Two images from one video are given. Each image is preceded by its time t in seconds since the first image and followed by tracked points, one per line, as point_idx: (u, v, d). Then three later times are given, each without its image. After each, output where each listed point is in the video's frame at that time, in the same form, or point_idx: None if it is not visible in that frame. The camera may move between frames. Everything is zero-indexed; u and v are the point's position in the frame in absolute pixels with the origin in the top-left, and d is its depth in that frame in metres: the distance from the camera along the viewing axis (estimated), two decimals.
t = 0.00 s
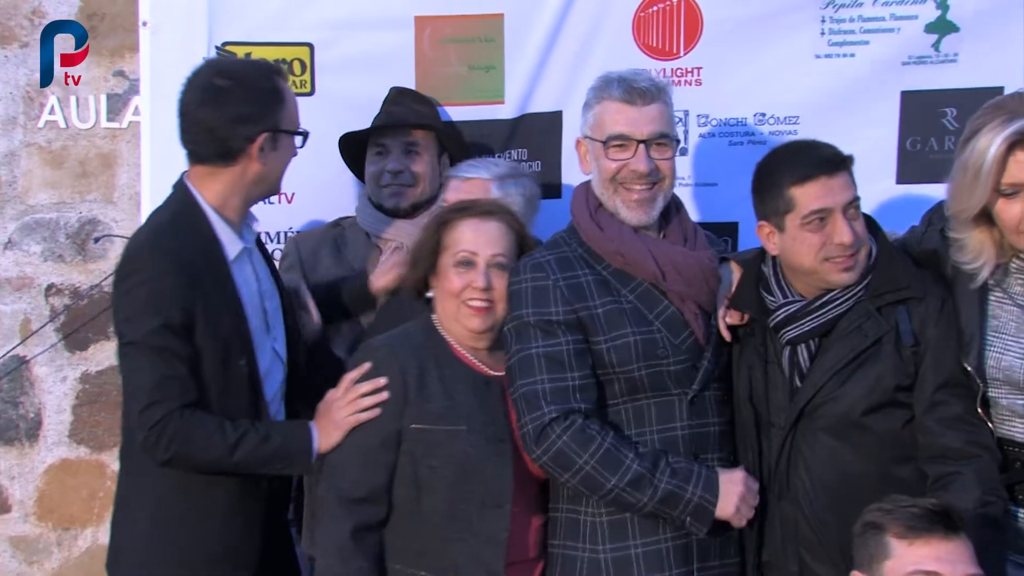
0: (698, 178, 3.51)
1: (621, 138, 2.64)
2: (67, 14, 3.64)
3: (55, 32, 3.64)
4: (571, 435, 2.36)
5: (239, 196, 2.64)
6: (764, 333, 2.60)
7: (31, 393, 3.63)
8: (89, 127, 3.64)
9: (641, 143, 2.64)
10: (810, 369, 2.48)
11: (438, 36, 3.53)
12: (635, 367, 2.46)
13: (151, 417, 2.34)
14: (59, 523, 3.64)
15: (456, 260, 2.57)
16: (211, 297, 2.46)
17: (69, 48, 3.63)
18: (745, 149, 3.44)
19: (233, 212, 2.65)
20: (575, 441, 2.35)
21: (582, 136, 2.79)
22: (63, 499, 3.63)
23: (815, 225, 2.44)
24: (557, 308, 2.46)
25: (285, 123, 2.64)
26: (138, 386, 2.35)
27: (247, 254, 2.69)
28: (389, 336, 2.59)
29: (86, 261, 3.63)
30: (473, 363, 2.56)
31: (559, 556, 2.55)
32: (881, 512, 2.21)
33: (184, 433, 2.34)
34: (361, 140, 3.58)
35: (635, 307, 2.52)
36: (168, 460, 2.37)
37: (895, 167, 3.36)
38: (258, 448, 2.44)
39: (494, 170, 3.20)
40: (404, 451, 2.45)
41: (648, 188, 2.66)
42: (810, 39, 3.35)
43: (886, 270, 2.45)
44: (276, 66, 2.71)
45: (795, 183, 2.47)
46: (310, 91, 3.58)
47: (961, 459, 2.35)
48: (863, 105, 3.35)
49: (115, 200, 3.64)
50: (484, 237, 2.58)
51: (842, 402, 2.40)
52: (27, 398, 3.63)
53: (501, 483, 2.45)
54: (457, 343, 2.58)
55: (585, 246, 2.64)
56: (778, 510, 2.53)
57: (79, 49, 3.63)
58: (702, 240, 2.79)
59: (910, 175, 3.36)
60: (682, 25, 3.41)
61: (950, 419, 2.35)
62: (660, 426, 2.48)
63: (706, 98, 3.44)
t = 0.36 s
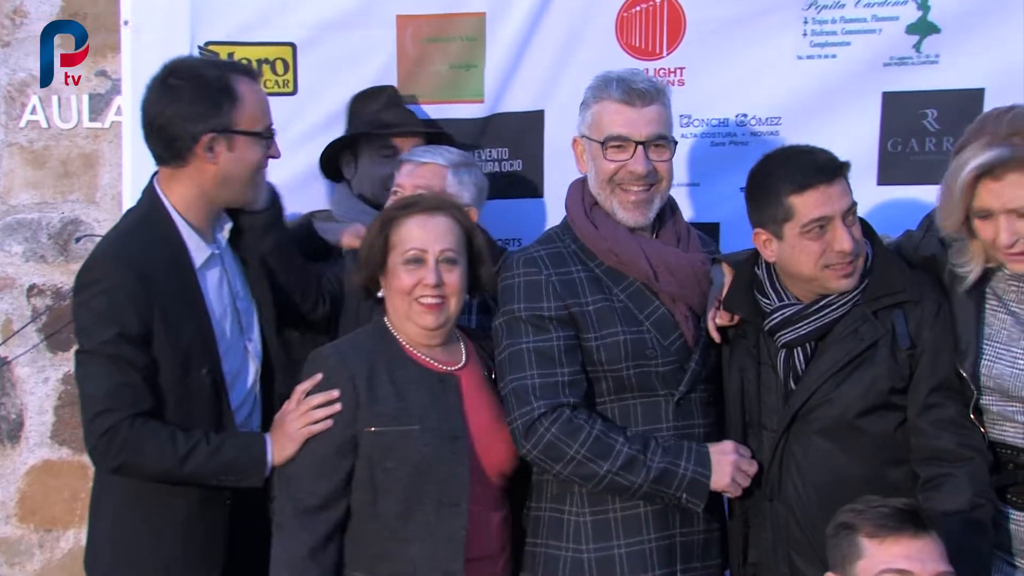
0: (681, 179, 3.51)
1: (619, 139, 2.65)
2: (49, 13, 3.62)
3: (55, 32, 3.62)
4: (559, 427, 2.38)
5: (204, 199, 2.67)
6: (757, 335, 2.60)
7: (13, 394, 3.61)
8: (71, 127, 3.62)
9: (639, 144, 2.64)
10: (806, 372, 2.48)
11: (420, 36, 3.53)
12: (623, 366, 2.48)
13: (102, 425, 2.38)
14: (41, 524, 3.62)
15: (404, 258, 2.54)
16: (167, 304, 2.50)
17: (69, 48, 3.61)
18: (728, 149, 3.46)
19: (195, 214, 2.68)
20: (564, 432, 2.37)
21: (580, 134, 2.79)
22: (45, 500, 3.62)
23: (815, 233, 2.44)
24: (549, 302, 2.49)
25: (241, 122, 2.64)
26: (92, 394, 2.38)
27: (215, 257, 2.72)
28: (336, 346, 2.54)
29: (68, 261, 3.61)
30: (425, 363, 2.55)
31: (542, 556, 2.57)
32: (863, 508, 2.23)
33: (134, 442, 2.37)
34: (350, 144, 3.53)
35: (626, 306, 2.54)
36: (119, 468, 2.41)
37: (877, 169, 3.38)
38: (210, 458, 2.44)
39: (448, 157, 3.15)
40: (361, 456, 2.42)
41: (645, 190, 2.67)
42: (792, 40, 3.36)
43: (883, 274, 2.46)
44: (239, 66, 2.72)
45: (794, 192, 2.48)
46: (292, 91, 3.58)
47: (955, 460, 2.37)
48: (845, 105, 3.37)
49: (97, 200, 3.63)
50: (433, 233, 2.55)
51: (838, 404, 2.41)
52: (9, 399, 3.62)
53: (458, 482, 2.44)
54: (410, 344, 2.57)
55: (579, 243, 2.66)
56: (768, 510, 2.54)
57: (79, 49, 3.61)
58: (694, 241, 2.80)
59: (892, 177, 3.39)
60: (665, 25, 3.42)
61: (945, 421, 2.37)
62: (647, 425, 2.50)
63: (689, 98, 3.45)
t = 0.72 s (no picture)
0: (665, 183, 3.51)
1: (600, 140, 2.65)
2: (28, 14, 3.58)
3: (55, 32, 3.58)
4: (542, 429, 2.38)
5: (182, 193, 2.68)
6: (743, 335, 2.61)
7: None
8: (52, 128, 3.60)
9: (619, 145, 2.65)
10: (791, 370, 2.49)
11: (403, 37, 3.52)
12: (606, 368, 2.48)
13: (89, 410, 2.40)
14: (21, 528, 3.60)
15: (400, 259, 2.53)
16: (158, 293, 2.54)
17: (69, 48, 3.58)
18: (711, 152, 3.46)
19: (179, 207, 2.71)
20: (547, 434, 2.37)
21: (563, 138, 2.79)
22: (26, 503, 3.59)
23: (777, 220, 2.48)
24: (530, 308, 2.50)
25: (234, 135, 2.68)
26: (80, 376, 2.41)
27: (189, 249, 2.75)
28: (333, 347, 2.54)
29: (49, 263, 3.59)
30: (420, 365, 2.55)
31: (529, 557, 2.56)
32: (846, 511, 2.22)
33: (122, 428, 2.40)
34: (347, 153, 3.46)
35: (607, 310, 2.54)
36: (105, 453, 2.43)
37: (860, 172, 3.40)
38: (196, 446, 2.48)
39: (392, 170, 3.05)
40: (349, 459, 2.43)
41: (626, 191, 2.66)
42: (774, 43, 3.37)
43: (866, 272, 2.49)
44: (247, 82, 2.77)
45: (766, 178, 2.50)
46: (275, 93, 3.57)
47: (941, 460, 2.37)
48: (828, 109, 3.38)
49: (78, 202, 3.61)
50: (428, 234, 2.55)
51: (825, 402, 2.42)
52: None
53: (440, 485, 2.41)
54: (405, 347, 2.58)
55: (560, 248, 2.66)
56: (755, 511, 2.54)
57: (79, 49, 3.58)
58: (678, 244, 2.79)
59: (876, 181, 3.40)
60: (647, 28, 3.42)
61: (931, 420, 2.38)
62: (631, 427, 2.50)
63: (672, 101, 3.45)
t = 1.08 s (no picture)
0: (648, 183, 3.52)
1: (584, 140, 2.65)
2: (8, 14, 3.57)
3: (55, 32, 3.55)
4: (524, 428, 2.37)
5: (144, 191, 2.68)
6: (717, 336, 2.61)
7: None
8: (32, 128, 3.58)
9: (603, 145, 2.65)
10: (764, 370, 2.50)
11: (386, 38, 3.52)
12: (584, 368, 2.48)
13: (78, 393, 2.41)
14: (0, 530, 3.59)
15: (394, 257, 2.51)
16: (141, 285, 2.55)
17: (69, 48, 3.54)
18: (694, 152, 3.46)
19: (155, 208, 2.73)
20: (528, 433, 2.37)
21: (545, 138, 2.79)
22: (6, 505, 3.58)
23: (740, 219, 2.49)
24: (511, 307, 2.50)
25: (168, 119, 2.67)
26: (66, 366, 2.41)
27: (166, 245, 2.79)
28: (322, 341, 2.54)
29: (29, 263, 3.59)
30: (408, 364, 2.53)
31: (508, 557, 2.56)
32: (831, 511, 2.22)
33: (111, 410, 2.42)
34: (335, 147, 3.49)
35: (586, 310, 2.54)
36: (93, 435, 2.44)
37: (843, 173, 3.40)
38: (186, 435, 2.50)
39: (299, 178, 2.76)
40: (334, 457, 2.43)
41: (609, 191, 2.66)
42: (758, 44, 3.37)
43: (836, 271, 2.49)
44: (173, 68, 2.76)
45: (732, 176, 2.52)
46: (257, 93, 3.56)
47: (915, 457, 2.36)
48: (812, 110, 3.39)
49: (59, 202, 3.60)
50: (424, 234, 2.54)
51: (798, 401, 2.42)
52: None
53: (423, 487, 2.40)
54: (395, 346, 2.55)
55: (540, 247, 2.66)
56: (732, 511, 2.53)
57: (80, 49, 3.53)
58: (657, 247, 2.80)
59: (859, 181, 3.41)
60: (631, 28, 3.42)
61: (905, 417, 2.38)
62: (609, 427, 2.49)
63: (656, 102, 3.45)
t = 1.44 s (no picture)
0: (630, 184, 3.52)
1: (555, 140, 2.65)
2: None
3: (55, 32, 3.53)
4: (496, 426, 2.37)
5: (97, 191, 2.71)
6: (691, 336, 2.63)
7: None
8: (9, 128, 3.58)
9: (574, 145, 2.65)
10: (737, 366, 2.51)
11: (365, 37, 3.50)
12: (557, 365, 2.48)
13: (37, 392, 2.42)
14: None
15: (363, 257, 2.54)
16: (86, 286, 2.57)
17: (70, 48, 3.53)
18: (678, 154, 3.46)
19: (112, 209, 2.75)
20: (501, 432, 2.37)
21: (514, 139, 2.79)
22: None
23: (710, 215, 2.60)
24: (483, 306, 2.49)
25: (98, 117, 2.69)
26: (17, 364, 2.41)
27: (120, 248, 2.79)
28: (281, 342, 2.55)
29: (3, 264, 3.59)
30: (368, 365, 2.53)
31: (480, 557, 2.55)
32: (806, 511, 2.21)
33: (70, 408, 2.44)
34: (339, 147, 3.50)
35: (559, 308, 2.54)
36: (52, 435, 2.45)
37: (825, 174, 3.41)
38: (149, 434, 2.52)
39: (246, 181, 2.78)
40: (290, 454, 2.42)
41: (579, 190, 2.66)
42: (742, 46, 3.35)
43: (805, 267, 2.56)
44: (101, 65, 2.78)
45: (703, 173, 2.64)
46: (236, 93, 3.55)
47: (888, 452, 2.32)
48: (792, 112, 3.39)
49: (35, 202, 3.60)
50: (392, 235, 2.57)
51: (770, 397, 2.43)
52: None
53: (375, 488, 2.39)
54: (356, 347, 2.56)
55: (512, 247, 2.65)
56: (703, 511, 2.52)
57: (79, 49, 3.53)
58: (628, 247, 2.79)
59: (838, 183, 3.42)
60: (614, 29, 3.42)
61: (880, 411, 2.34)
62: (582, 425, 2.49)
63: (638, 103, 3.46)
